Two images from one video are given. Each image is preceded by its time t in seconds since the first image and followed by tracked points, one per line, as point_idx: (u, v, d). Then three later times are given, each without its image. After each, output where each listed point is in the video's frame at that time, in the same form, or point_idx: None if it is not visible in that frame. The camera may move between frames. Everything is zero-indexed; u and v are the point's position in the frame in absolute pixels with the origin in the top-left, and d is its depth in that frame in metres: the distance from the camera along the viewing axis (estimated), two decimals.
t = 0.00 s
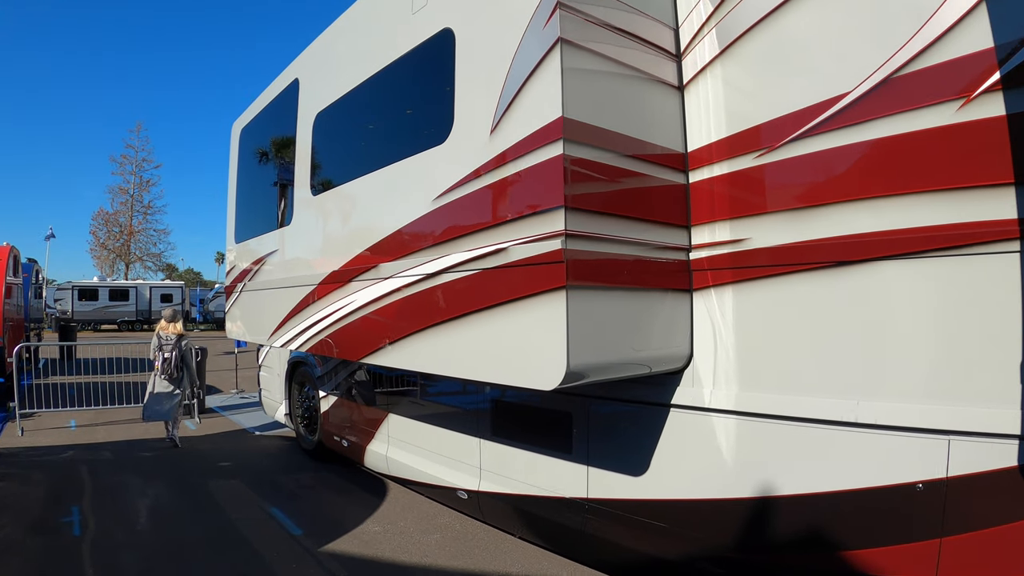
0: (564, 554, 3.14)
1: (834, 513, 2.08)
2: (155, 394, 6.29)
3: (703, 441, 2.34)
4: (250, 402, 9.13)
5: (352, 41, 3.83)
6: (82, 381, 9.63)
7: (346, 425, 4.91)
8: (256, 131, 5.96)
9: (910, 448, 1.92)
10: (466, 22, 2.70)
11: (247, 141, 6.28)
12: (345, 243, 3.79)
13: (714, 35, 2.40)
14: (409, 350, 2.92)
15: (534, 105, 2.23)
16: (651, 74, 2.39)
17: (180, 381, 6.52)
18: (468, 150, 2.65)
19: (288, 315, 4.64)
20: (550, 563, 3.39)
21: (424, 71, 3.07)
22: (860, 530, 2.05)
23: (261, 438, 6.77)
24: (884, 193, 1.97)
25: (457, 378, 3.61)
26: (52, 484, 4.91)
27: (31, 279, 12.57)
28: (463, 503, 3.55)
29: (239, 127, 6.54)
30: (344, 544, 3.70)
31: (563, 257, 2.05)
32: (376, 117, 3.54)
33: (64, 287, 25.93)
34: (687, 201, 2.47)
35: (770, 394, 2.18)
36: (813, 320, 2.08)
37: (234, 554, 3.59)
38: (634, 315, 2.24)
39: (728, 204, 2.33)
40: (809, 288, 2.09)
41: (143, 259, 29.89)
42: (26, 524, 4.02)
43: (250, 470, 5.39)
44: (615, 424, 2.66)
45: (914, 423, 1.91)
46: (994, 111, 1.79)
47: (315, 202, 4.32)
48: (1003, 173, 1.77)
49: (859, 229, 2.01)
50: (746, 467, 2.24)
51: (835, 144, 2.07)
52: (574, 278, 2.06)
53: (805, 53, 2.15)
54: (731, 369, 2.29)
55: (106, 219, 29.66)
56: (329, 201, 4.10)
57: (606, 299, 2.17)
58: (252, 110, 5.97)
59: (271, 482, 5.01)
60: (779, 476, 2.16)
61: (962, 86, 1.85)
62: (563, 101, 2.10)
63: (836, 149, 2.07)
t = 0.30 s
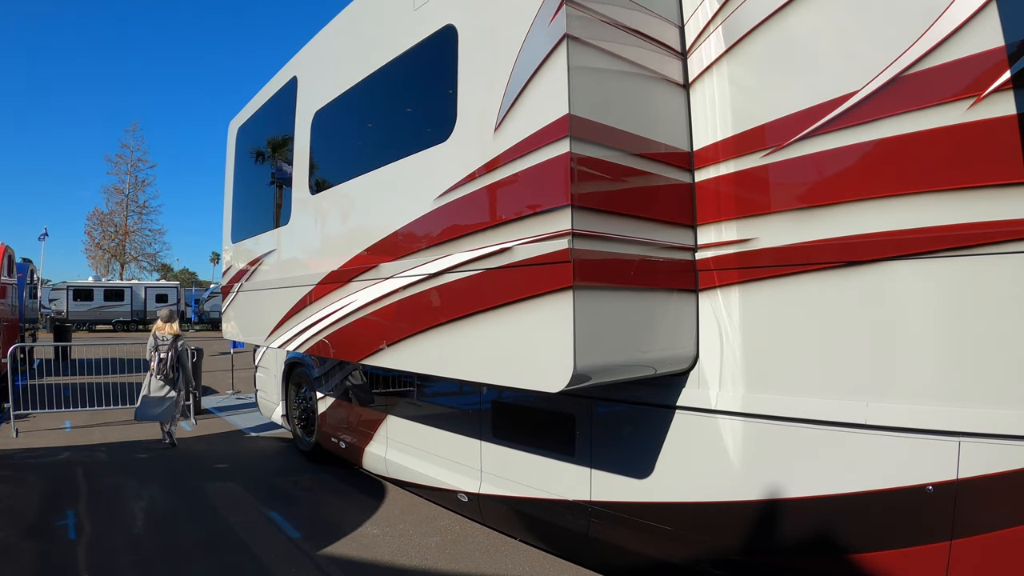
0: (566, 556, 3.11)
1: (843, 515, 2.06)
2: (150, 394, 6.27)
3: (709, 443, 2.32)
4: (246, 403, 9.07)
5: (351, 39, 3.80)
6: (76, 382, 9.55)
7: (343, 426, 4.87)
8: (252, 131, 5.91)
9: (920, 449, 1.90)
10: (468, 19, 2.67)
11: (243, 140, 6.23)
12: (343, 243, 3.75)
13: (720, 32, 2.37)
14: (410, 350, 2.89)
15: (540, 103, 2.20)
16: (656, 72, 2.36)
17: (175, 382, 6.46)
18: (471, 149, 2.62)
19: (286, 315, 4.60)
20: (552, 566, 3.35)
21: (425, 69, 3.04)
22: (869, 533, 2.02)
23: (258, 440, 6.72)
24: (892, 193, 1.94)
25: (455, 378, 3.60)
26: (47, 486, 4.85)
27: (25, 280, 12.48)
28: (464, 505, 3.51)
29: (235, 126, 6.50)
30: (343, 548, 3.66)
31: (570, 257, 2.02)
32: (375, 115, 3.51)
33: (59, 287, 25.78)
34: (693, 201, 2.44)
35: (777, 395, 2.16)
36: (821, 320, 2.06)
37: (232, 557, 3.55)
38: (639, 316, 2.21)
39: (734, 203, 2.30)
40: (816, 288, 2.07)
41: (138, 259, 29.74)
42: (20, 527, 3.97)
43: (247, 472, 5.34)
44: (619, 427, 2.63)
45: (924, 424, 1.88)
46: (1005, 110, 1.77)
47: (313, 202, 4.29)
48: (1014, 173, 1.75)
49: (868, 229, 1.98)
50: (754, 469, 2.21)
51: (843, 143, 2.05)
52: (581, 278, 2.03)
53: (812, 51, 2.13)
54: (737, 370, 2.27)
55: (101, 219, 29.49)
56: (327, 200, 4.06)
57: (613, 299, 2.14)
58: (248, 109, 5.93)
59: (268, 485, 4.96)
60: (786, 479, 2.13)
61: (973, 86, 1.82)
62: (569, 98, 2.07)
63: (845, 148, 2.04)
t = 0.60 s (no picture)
0: (568, 559, 3.08)
1: (850, 517, 2.03)
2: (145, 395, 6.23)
3: (715, 445, 2.29)
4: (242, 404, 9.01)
5: (350, 37, 3.76)
6: (70, 383, 9.48)
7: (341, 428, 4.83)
8: (248, 130, 5.86)
9: (929, 450, 1.87)
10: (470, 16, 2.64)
11: (239, 140, 6.18)
12: (342, 242, 3.71)
13: (725, 29, 2.35)
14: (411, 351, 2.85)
15: (545, 100, 2.18)
16: (661, 69, 2.33)
17: (170, 383, 6.40)
18: (474, 146, 2.59)
19: (283, 315, 4.55)
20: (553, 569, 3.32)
21: (427, 67, 3.02)
22: (878, 535, 2.00)
23: (255, 441, 6.67)
24: (901, 191, 1.92)
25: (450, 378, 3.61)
26: (41, 488, 4.80)
27: (19, 280, 12.38)
28: (464, 507, 3.48)
29: (231, 126, 6.45)
30: (341, 550, 3.63)
31: (575, 256, 1.99)
32: (374, 113, 3.47)
33: (53, 288, 25.64)
34: (698, 199, 2.41)
35: (784, 396, 2.13)
36: (829, 319, 2.03)
37: (229, 560, 3.51)
38: (644, 316, 2.18)
39: (740, 201, 2.27)
40: (824, 288, 2.04)
41: (133, 259, 29.60)
42: (14, 530, 3.92)
43: (244, 474, 5.30)
44: (623, 428, 2.60)
45: (934, 425, 1.86)
46: (1015, 108, 1.75)
47: (310, 201, 4.25)
48: None
49: (876, 228, 1.96)
50: (761, 471, 2.19)
51: (851, 141, 2.02)
52: (587, 277, 2.00)
53: (819, 48, 2.11)
54: (743, 371, 2.24)
55: (95, 219, 29.32)
56: (325, 200, 4.02)
57: (618, 299, 2.11)
58: (245, 108, 5.89)
59: (266, 486, 4.92)
60: (794, 481, 2.11)
61: (982, 83, 1.80)
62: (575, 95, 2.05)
63: (853, 146, 2.02)
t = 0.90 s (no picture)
0: (570, 561, 3.05)
1: (857, 519, 2.01)
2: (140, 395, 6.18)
3: (721, 445, 2.26)
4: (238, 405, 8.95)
5: (348, 35, 3.73)
6: (64, 384, 9.40)
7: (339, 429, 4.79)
8: (243, 129, 5.82)
9: (939, 449, 1.85)
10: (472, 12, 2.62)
11: (234, 139, 6.14)
12: (340, 241, 3.68)
13: (730, 25, 2.33)
14: (412, 350, 2.82)
15: (550, 96, 2.15)
16: (666, 65, 2.31)
17: (166, 383, 6.35)
18: (477, 144, 2.56)
19: (280, 316, 4.51)
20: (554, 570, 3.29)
21: (428, 64, 2.99)
22: (886, 536, 1.98)
23: (250, 442, 6.62)
24: (909, 189, 1.90)
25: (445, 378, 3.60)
26: (35, 491, 4.74)
27: (12, 280, 12.29)
28: (464, 509, 3.45)
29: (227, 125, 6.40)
30: (339, 553, 3.59)
31: (582, 254, 1.97)
32: (373, 112, 3.44)
33: (47, 288, 25.49)
34: (703, 197, 2.39)
35: (791, 396, 2.11)
36: (836, 317, 2.01)
37: (227, 563, 3.47)
38: (650, 315, 2.15)
39: (745, 199, 2.25)
40: (831, 286, 2.02)
41: (127, 259, 29.45)
42: (7, 533, 3.87)
43: (241, 475, 5.25)
44: (627, 428, 2.58)
45: (943, 424, 1.84)
46: None
47: (307, 200, 4.21)
48: None
49: (885, 226, 1.94)
50: (767, 472, 2.16)
51: (858, 139, 2.00)
52: (594, 276, 1.98)
53: (826, 44, 2.08)
54: (749, 371, 2.22)
55: (90, 219, 29.16)
56: (323, 199, 3.98)
57: (623, 298, 2.09)
58: (241, 107, 5.84)
59: (263, 488, 4.88)
60: (800, 481, 2.09)
61: (992, 80, 1.78)
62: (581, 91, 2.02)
63: (860, 143, 1.99)
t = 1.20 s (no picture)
0: (572, 564, 3.01)
1: (868, 518, 1.98)
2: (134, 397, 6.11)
3: (728, 446, 2.23)
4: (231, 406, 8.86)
5: (344, 31, 3.68)
6: (55, 385, 9.29)
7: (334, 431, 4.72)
8: (236, 128, 5.75)
9: (951, 449, 1.82)
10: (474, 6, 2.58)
11: (227, 138, 6.06)
12: (336, 241, 3.62)
13: (737, 19, 2.29)
14: (413, 349, 2.78)
15: (557, 90, 2.11)
16: (671, 60, 2.28)
17: (159, 384, 6.28)
18: (480, 139, 2.52)
19: (275, 316, 4.45)
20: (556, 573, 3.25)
21: (427, 60, 2.95)
22: (898, 537, 1.95)
23: (244, 444, 6.55)
24: (921, 186, 1.87)
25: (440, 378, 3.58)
26: (25, 494, 4.66)
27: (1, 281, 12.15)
28: (463, 512, 3.40)
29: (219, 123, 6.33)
30: (336, 557, 3.54)
31: (591, 251, 1.93)
32: (371, 108, 3.39)
33: (38, 289, 25.27)
34: (710, 194, 2.36)
35: (800, 395, 2.08)
36: (846, 314, 1.99)
37: (221, 568, 3.41)
38: (657, 314, 2.12)
39: (753, 196, 2.21)
40: (842, 284, 1.99)
41: (119, 260, 29.21)
42: None
43: (235, 478, 5.18)
44: (631, 429, 2.54)
45: (955, 423, 1.81)
46: None
47: (302, 199, 4.16)
48: None
49: (895, 224, 1.91)
50: (775, 472, 2.13)
51: (869, 135, 1.97)
52: (603, 274, 1.94)
53: (834, 38, 2.05)
54: (758, 370, 2.18)
55: (81, 219, 28.93)
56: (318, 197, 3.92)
57: (631, 296, 2.05)
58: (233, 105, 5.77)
59: (257, 491, 4.81)
60: (810, 482, 2.05)
61: (1004, 76, 1.76)
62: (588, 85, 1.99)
63: (871, 139, 1.96)
